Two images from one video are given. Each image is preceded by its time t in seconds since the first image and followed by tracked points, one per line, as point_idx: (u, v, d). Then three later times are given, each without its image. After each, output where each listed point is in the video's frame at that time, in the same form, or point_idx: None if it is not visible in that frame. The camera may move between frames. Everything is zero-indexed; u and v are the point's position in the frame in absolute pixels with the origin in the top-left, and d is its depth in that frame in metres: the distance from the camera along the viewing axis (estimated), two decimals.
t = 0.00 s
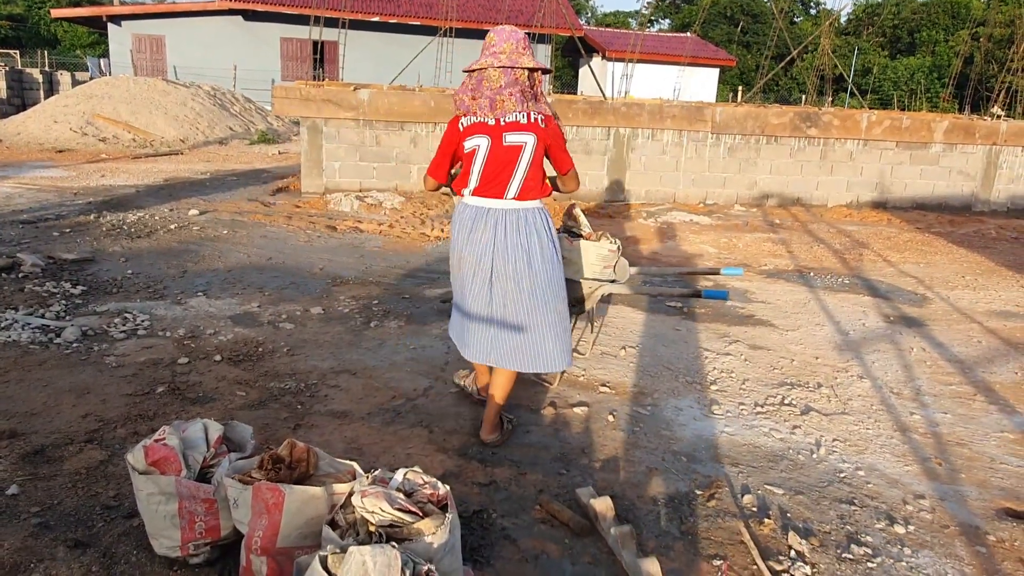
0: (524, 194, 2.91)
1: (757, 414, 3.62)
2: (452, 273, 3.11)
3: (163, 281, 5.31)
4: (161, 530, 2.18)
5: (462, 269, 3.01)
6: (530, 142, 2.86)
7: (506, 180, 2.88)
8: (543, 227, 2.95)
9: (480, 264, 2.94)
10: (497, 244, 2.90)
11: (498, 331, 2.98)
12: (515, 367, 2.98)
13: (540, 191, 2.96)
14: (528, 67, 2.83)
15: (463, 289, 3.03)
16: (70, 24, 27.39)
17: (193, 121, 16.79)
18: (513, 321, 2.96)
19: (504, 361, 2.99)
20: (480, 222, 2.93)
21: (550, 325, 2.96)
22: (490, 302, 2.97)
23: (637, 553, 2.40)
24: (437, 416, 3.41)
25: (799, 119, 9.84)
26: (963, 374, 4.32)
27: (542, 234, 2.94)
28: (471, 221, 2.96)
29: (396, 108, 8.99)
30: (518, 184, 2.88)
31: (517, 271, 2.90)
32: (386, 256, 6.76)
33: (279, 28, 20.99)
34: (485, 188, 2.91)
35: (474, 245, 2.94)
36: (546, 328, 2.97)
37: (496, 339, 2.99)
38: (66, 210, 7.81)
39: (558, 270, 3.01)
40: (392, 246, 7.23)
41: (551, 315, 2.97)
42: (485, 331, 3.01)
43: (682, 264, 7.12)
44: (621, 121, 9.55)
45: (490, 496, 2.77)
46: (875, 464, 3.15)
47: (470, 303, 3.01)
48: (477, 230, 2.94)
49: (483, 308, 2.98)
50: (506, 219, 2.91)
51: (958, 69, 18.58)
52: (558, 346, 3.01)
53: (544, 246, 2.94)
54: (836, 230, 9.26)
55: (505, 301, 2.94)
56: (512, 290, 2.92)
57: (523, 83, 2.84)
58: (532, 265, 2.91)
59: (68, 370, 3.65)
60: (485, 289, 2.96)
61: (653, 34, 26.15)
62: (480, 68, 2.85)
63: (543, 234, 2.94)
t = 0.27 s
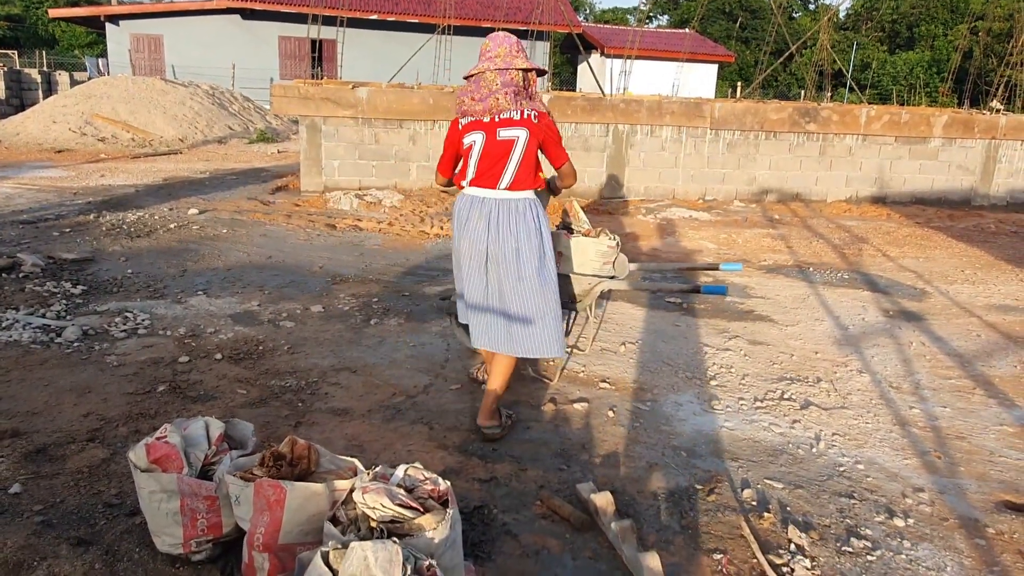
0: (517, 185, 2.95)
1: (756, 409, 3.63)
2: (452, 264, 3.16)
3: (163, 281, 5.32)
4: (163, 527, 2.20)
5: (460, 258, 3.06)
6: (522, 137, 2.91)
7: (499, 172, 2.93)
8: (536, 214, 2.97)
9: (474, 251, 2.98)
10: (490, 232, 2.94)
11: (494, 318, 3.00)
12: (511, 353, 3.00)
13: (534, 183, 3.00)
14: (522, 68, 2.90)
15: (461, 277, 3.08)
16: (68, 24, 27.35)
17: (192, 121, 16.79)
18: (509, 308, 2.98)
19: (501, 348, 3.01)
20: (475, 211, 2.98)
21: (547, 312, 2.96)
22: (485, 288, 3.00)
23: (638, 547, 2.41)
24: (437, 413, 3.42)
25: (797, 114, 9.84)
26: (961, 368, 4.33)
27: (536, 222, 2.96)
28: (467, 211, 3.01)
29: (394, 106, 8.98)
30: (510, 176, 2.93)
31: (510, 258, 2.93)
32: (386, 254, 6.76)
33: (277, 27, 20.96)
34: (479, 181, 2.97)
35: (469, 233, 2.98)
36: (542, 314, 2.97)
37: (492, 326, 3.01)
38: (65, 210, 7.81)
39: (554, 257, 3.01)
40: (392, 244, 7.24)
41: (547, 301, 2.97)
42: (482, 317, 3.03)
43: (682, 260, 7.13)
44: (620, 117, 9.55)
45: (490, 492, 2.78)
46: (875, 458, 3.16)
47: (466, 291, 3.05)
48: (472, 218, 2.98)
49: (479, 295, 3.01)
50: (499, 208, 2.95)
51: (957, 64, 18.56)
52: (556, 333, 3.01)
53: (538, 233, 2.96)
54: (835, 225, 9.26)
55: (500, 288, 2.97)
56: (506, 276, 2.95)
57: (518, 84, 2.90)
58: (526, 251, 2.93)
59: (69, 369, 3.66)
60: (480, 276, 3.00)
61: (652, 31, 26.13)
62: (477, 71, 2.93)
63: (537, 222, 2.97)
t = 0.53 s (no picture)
0: (511, 166, 3.11)
1: (755, 404, 3.63)
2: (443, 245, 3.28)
3: (161, 279, 5.32)
4: (163, 524, 2.20)
5: (452, 238, 3.20)
6: (516, 123, 3.10)
7: (492, 153, 3.10)
8: (526, 194, 3.14)
9: (466, 230, 3.11)
10: (483, 210, 3.09)
11: (487, 292, 3.15)
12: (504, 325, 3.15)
13: (526, 167, 3.17)
14: (517, 67, 3.13)
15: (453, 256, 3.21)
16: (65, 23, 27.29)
17: (189, 119, 16.77)
18: (502, 283, 3.14)
19: (493, 321, 3.16)
20: (468, 193, 3.13)
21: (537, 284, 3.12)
22: (478, 265, 3.14)
23: (637, 542, 2.41)
24: (436, 409, 3.42)
25: (795, 110, 9.84)
26: (960, 362, 4.34)
27: (526, 200, 3.12)
28: (460, 193, 3.16)
29: (392, 103, 8.97)
30: (503, 157, 3.10)
31: (502, 234, 3.09)
32: (384, 251, 6.76)
33: (274, 25, 20.92)
34: (475, 162, 3.13)
35: (463, 213, 3.12)
36: (532, 287, 3.13)
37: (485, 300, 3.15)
38: (63, 209, 7.80)
39: (542, 234, 3.18)
40: (391, 241, 7.23)
41: (537, 275, 3.14)
42: (475, 292, 3.17)
43: (680, 256, 7.13)
44: (618, 114, 9.54)
45: (489, 488, 2.78)
46: (873, 452, 3.16)
47: (459, 269, 3.18)
48: (465, 199, 3.13)
49: (471, 271, 3.15)
50: (492, 188, 3.11)
51: (955, 59, 18.53)
52: (546, 305, 3.18)
53: (528, 211, 3.12)
54: (834, 220, 9.25)
55: (492, 263, 3.12)
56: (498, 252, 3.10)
57: (513, 81, 3.13)
58: (518, 228, 3.10)
59: (68, 368, 3.66)
60: (473, 253, 3.13)
61: (650, 27, 26.10)
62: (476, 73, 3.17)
63: (527, 200, 3.13)
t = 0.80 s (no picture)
0: (509, 160, 3.12)
1: (753, 401, 3.64)
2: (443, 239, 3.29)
3: (160, 278, 5.33)
4: (163, 522, 2.21)
5: (452, 231, 3.20)
6: (514, 118, 3.11)
7: (491, 148, 3.11)
8: (526, 187, 3.15)
9: (467, 223, 3.12)
10: (484, 203, 3.10)
11: (486, 284, 3.15)
12: (504, 318, 3.15)
13: (525, 162, 3.18)
14: (513, 68, 3.15)
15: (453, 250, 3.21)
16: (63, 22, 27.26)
17: (188, 118, 16.76)
18: (502, 276, 3.14)
19: (493, 313, 3.16)
20: (468, 186, 3.14)
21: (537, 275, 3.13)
22: (478, 257, 3.15)
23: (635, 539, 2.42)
24: (435, 407, 3.43)
25: (794, 108, 9.84)
26: (957, 359, 4.35)
27: (526, 192, 3.13)
28: (461, 186, 3.17)
29: (391, 102, 8.96)
30: (502, 151, 3.10)
31: (502, 227, 3.09)
32: (383, 250, 6.77)
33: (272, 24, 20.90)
34: (473, 157, 3.14)
35: (463, 205, 3.13)
36: (532, 278, 3.14)
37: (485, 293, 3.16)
38: (62, 208, 7.80)
39: (541, 227, 3.19)
40: (390, 240, 7.24)
41: (537, 266, 3.15)
42: (475, 285, 3.18)
43: (679, 254, 7.14)
44: (616, 112, 9.55)
45: (488, 485, 2.79)
46: (871, 449, 3.17)
47: (458, 262, 3.18)
48: (465, 192, 3.14)
49: (471, 264, 3.16)
50: (491, 181, 3.11)
51: (954, 56, 18.53)
52: (545, 297, 3.18)
53: (527, 202, 3.13)
54: (832, 218, 9.26)
55: (492, 256, 3.13)
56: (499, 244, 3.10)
57: (510, 82, 3.15)
58: (518, 220, 3.10)
59: (68, 367, 3.67)
60: (473, 245, 3.14)
61: (649, 25, 26.10)
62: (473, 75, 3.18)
63: (526, 193, 3.14)
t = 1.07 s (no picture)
0: (514, 157, 3.14)
1: (752, 399, 3.66)
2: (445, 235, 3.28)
3: (161, 277, 5.34)
4: (165, 519, 2.22)
5: (456, 229, 3.19)
6: (515, 115, 3.13)
7: (496, 145, 3.12)
8: (531, 184, 3.18)
9: (474, 220, 3.12)
10: (491, 201, 3.10)
11: (492, 281, 3.17)
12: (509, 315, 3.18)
13: (528, 158, 3.20)
14: (509, 66, 3.18)
15: (457, 247, 3.20)
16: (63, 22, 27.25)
17: (187, 118, 16.77)
18: (509, 274, 3.18)
19: (498, 310, 3.19)
20: (475, 183, 3.14)
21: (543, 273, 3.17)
22: (484, 255, 3.15)
23: (635, 535, 2.43)
24: (435, 405, 3.44)
25: (793, 107, 9.84)
26: (956, 357, 4.36)
27: (532, 190, 3.16)
28: (467, 183, 3.16)
29: (390, 101, 8.96)
30: (507, 147, 3.12)
31: (510, 224, 3.12)
32: (383, 249, 6.78)
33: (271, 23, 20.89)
34: (478, 155, 3.14)
35: (470, 203, 3.13)
36: (538, 276, 3.19)
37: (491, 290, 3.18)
38: (62, 208, 7.81)
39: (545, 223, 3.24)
40: (390, 239, 7.25)
41: (542, 263, 3.18)
42: (480, 282, 3.19)
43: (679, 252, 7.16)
44: (616, 111, 9.56)
45: (488, 482, 2.80)
46: (870, 446, 3.18)
47: (464, 260, 3.19)
48: (472, 189, 3.14)
49: (477, 261, 3.17)
50: (498, 178, 3.12)
51: (954, 55, 18.52)
52: (550, 293, 3.23)
53: (533, 200, 3.17)
54: (832, 217, 9.27)
55: (499, 253, 3.14)
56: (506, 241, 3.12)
57: (507, 79, 3.17)
58: (525, 217, 3.14)
59: (69, 365, 3.68)
60: (480, 243, 3.14)
61: (648, 24, 26.12)
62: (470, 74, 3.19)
63: (532, 190, 3.17)
